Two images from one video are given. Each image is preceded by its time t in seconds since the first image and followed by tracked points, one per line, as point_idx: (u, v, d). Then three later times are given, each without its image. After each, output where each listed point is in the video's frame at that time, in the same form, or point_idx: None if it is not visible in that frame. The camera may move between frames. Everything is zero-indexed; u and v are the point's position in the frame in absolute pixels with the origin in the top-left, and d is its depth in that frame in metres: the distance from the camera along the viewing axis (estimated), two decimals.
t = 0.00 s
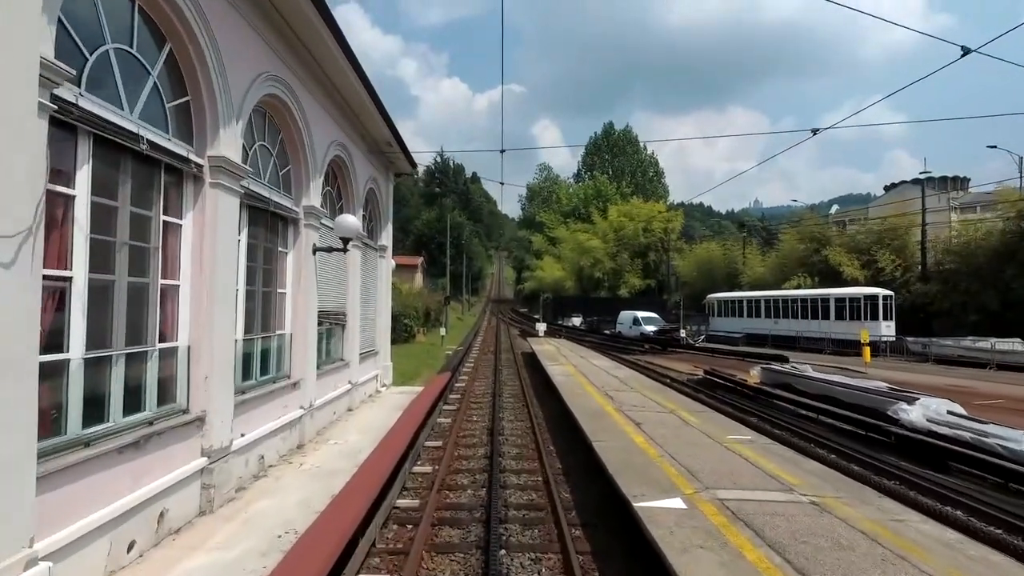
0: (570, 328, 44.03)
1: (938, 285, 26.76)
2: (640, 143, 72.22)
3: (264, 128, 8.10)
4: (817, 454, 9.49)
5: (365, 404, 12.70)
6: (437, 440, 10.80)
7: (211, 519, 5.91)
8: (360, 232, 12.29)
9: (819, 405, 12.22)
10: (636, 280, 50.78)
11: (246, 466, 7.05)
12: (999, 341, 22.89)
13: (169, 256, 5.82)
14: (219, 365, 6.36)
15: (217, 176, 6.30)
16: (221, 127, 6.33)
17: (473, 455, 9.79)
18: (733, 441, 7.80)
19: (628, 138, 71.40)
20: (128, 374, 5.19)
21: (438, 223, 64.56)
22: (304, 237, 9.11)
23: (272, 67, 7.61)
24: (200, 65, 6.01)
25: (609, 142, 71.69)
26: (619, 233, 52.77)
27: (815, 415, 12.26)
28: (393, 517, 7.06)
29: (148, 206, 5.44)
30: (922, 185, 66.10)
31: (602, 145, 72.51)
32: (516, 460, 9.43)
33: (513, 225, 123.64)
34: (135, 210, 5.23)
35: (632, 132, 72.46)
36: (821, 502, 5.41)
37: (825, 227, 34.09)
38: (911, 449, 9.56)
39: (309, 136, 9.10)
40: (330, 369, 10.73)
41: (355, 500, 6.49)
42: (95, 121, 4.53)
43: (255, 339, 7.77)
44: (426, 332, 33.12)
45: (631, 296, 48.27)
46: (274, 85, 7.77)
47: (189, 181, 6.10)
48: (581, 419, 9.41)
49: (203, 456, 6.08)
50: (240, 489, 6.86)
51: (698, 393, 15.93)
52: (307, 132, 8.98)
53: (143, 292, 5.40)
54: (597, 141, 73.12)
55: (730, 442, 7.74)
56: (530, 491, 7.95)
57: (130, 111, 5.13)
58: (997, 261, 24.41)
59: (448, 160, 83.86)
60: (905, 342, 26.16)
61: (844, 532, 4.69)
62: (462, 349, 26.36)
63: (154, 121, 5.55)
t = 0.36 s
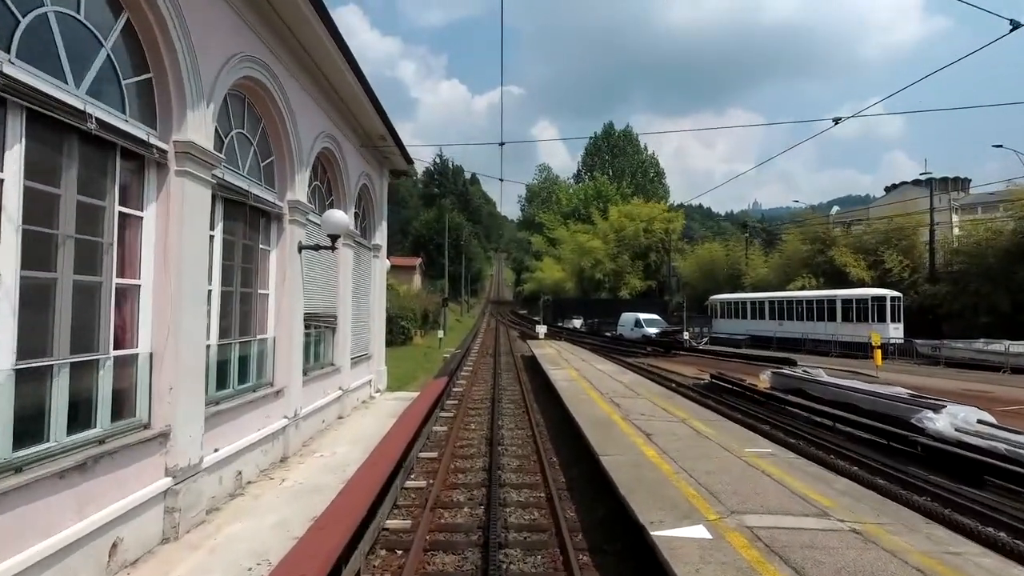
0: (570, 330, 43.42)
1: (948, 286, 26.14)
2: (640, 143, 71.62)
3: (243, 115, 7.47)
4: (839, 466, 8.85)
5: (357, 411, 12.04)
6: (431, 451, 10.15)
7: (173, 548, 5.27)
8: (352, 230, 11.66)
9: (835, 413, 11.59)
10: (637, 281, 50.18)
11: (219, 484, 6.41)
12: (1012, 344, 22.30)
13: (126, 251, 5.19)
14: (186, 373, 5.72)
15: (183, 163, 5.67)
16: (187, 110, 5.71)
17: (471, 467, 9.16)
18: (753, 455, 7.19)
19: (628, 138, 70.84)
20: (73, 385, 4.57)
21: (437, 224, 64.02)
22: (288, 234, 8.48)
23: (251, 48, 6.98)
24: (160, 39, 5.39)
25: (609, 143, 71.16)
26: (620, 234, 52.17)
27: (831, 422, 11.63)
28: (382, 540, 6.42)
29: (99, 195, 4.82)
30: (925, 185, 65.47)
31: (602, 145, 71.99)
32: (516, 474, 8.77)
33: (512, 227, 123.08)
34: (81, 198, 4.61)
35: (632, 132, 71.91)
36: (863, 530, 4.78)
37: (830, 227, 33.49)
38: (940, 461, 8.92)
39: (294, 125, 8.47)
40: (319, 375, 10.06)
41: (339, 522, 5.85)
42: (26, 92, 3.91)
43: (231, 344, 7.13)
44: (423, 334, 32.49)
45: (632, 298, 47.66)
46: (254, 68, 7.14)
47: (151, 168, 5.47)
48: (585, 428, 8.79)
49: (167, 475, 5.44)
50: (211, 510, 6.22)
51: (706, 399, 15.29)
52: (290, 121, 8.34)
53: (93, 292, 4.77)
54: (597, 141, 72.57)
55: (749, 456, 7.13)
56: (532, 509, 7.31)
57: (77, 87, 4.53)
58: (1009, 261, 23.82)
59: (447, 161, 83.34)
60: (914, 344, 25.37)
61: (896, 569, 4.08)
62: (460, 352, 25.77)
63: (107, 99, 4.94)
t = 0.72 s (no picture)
0: (570, 331, 42.78)
1: (958, 286, 25.52)
2: (640, 143, 70.96)
3: (219, 99, 6.82)
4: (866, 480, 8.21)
5: (349, 419, 11.38)
6: (426, 462, 9.50)
7: None
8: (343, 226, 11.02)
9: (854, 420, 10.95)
10: (638, 282, 49.54)
11: (186, 507, 5.76)
12: None
13: (72, 245, 4.55)
14: (145, 383, 5.08)
15: (142, 145, 5.01)
16: (146, 86, 5.06)
17: (469, 481, 8.50)
18: (777, 471, 6.56)
19: (629, 137, 70.22)
20: (3, 400, 3.94)
21: (436, 224, 63.41)
22: (270, 228, 7.83)
23: (225, 23, 6.33)
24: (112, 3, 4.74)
25: (609, 142, 70.57)
26: (621, 234, 51.56)
27: (850, 430, 10.99)
28: (369, 566, 5.79)
29: (36, 180, 4.20)
30: (928, 185, 64.86)
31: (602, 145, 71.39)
32: (517, 489, 8.12)
33: (512, 227, 122.47)
34: (12, 182, 3.97)
35: (633, 132, 71.31)
36: (918, 566, 4.14)
37: (836, 227, 32.86)
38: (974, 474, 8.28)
39: (275, 112, 7.82)
40: (305, 382, 9.40)
41: (318, 549, 5.20)
42: None
43: (204, 350, 6.48)
44: (421, 336, 31.83)
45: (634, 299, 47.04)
46: (229, 46, 6.49)
47: (103, 151, 4.83)
48: (591, 439, 8.15)
49: (122, 499, 4.80)
50: (178, 536, 5.58)
51: (715, 404, 14.64)
52: (272, 106, 7.68)
53: (28, 291, 4.14)
54: (597, 141, 71.96)
55: (774, 472, 6.50)
56: (535, 530, 6.67)
57: (6, 53, 3.90)
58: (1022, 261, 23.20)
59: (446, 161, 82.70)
60: (924, 346, 24.81)
61: None
62: (459, 354, 25.14)
63: (47, 70, 4.30)
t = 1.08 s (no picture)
0: (571, 332, 42.13)
1: (969, 286, 24.91)
2: (641, 143, 70.33)
3: (187, 77, 6.15)
4: (897, 497, 7.54)
5: (338, 427, 10.70)
6: (419, 475, 8.82)
7: None
8: (332, 223, 10.37)
9: (876, 428, 10.30)
10: (639, 282, 48.89)
11: (142, 534, 5.09)
12: None
13: None
14: (90, 396, 4.39)
15: (86, 122, 4.34)
16: (92, 53, 4.39)
17: (465, 496, 7.83)
18: (807, 489, 5.92)
19: (629, 137, 69.63)
20: None
21: (434, 224, 62.78)
22: (248, 222, 7.17)
23: None
24: None
25: (609, 142, 69.96)
26: (622, 235, 50.95)
27: (872, 439, 10.32)
28: None
29: None
30: (931, 185, 64.36)
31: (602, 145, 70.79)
32: (518, 506, 7.44)
33: (511, 228, 121.83)
34: None
35: (633, 132, 70.69)
36: None
37: (841, 226, 32.24)
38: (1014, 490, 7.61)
39: (254, 95, 7.16)
40: (288, 389, 8.71)
41: None
42: None
43: (170, 355, 5.83)
44: (418, 337, 31.12)
45: (634, 300, 46.39)
46: (197, 18, 5.83)
47: (40, 128, 4.18)
48: (598, 451, 7.49)
49: (62, 531, 4.14)
50: (132, 568, 4.91)
51: (724, 409, 13.98)
52: (249, 89, 7.03)
53: None
54: (597, 140, 71.38)
55: (804, 491, 5.86)
56: (538, 557, 6.00)
57: None
58: None
59: (445, 161, 82.14)
60: (934, 348, 24.12)
61: None
62: (456, 356, 24.45)
63: None
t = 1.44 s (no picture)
0: (572, 333, 41.48)
1: (982, 286, 24.28)
2: (642, 142, 69.68)
3: (150, 52, 5.49)
4: (935, 516, 6.88)
5: (328, 436, 10.03)
6: (413, 489, 8.17)
7: None
8: (322, 218, 9.74)
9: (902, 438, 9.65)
10: (641, 283, 48.24)
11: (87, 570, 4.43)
12: None
13: None
14: (18, 412, 3.73)
15: (12, 91, 3.68)
16: (20, 10, 3.71)
17: (462, 515, 7.18)
18: (846, 514, 5.26)
19: (630, 136, 68.96)
20: None
21: (434, 224, 62.11)
22: (223, 213, 6.50)
23: None
24: None
25: (610, 141, 69.32)
26: (623, 234, 50.32)
27: (897, 449, 9.67)
28: None
29: None
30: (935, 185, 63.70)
31: (603, 143, 70.13)
32: (520, 527, 6.77)
33: (511, 228, 121.17)
34: None
35: (634, 130, 70.03)
36: None
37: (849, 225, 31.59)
38: None
39: (230, 75, 6.50)
40: (271, 396, 8.04)
41: None
42: None
43: (127, 362, 5.17)
44: (417, 339, 30.47)
45: (636, 300, 45.73)
46: None
47: None
48: (607, 465, 6.85)
49: None
50: None
51: (735, 415, 13.32)
52: (224, 68, 6.37)
53: None
54: (598, 139, 70.74)
55: (843, 516, 5.21)
56: None
57: None
58: None
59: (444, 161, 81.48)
60: (947, 350, 23.45)
61: None
62: (456, 358, 23.81)
63: None
